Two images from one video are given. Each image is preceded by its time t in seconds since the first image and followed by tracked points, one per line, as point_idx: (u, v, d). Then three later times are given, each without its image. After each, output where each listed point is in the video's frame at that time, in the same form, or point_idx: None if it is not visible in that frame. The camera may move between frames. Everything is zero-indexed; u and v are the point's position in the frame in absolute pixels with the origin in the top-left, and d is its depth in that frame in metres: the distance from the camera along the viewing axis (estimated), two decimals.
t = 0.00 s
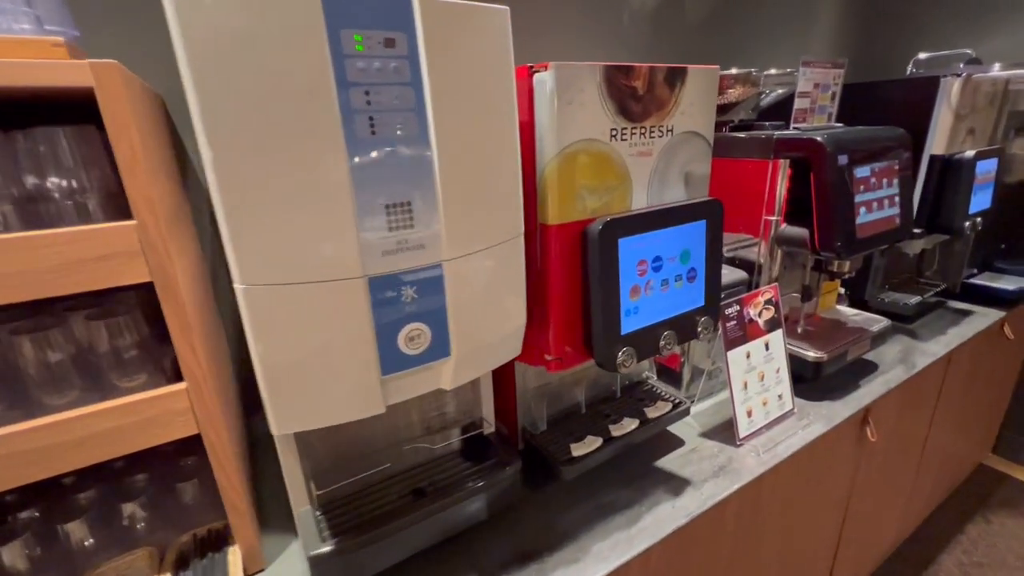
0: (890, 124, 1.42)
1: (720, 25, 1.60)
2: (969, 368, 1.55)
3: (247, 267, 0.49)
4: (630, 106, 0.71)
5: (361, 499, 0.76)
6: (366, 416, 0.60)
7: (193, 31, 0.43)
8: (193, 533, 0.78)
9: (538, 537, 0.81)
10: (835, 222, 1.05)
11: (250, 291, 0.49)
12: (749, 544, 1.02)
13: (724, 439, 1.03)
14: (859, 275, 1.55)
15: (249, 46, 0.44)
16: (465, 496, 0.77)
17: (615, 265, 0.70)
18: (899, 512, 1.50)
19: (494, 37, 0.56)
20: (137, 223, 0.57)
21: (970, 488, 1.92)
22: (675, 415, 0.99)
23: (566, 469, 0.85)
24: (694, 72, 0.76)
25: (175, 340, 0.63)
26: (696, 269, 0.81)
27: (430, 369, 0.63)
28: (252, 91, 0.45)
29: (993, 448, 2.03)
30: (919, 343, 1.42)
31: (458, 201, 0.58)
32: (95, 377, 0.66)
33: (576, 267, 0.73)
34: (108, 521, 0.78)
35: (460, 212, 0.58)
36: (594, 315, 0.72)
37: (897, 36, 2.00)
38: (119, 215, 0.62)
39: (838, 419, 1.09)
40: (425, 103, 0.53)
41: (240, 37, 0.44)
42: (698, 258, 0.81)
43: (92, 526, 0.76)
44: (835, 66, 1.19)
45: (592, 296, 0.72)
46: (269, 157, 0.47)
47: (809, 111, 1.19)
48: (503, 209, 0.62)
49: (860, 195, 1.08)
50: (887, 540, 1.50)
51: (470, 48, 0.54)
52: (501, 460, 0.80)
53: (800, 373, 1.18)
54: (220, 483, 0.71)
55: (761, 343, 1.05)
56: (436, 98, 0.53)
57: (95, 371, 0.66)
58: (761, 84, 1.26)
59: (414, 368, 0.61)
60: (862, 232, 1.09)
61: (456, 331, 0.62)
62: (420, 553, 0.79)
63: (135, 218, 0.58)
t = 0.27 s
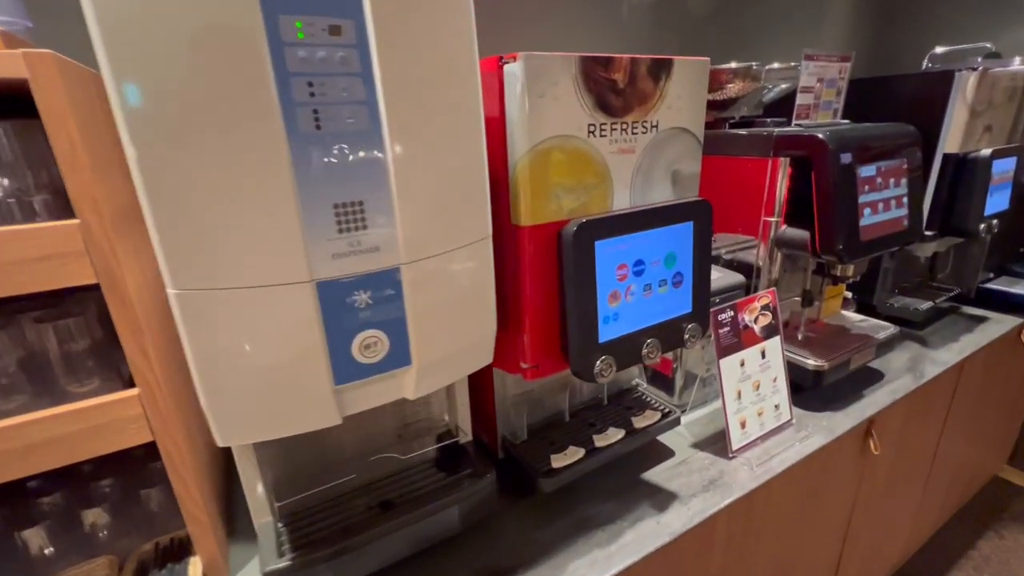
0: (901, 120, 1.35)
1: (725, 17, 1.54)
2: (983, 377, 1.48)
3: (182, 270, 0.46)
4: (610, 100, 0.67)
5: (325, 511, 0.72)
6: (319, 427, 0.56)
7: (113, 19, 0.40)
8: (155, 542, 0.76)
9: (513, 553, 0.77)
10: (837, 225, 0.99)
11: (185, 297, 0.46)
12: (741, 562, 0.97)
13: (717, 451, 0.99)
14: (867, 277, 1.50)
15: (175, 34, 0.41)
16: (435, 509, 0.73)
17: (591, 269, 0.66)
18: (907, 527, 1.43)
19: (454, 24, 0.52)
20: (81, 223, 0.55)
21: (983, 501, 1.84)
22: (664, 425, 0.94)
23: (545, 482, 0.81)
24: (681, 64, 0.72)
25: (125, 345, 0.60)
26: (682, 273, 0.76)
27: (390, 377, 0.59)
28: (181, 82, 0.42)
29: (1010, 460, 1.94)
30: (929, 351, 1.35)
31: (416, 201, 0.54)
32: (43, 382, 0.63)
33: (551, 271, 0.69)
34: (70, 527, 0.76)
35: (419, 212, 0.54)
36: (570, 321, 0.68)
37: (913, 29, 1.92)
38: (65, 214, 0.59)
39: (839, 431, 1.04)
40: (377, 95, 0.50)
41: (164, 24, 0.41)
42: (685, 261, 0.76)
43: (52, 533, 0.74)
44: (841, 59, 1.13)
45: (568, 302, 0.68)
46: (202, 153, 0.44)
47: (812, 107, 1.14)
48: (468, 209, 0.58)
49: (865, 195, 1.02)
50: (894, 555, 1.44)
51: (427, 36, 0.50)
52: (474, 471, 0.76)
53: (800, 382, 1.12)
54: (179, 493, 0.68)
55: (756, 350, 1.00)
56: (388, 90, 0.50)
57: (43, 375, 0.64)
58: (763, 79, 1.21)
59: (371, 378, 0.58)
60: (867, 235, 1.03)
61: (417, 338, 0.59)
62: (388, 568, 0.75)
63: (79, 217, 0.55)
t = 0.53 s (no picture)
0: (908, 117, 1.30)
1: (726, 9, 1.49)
2: (993, 385, 1.42)
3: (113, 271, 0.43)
4: (585, 92, 0.63)
5: (289, 521, 0.69)
6: (269, 436, 0.54)
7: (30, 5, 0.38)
8: (116, 550, 0.76)
9: (485, 567, 0.74)
10: (835, 226, 0.94)
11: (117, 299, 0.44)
12: None
13: (706, 461, 0.95)
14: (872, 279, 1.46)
15: (96, 20, 0.39)
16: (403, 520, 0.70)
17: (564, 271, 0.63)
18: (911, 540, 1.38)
19: (410, 8, 0.49)
20: (24, 221, 0.52)
21: (994, 513, 1.77)
22: (651, 434, 0.90)
23: (522, 492, 0.78)
24: (664, 55, 0.68)
25: (76, 348, 0.58)
26: (665, 275, 0.73)
27: (346, 384, 0.56)
28: (110, 72, 0.40)
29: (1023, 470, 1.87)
30: (936, 357, 1.30)
31: (370, 198, 0.51)
32: None
33: (524, 273, 0.65)
34: (33, 532, 0.74)
35: (373, 211, 0.51)
36: (543, 326, 0.65)
37: (925, 22, 1.85)
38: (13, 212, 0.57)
39: (836, 441, 0.99)
40: (324, 85, 0.47)
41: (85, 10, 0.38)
42: (668, 263, 0.72)
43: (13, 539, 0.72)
44: (841, 53, 1.09)
45: (541, 306, 0.64)
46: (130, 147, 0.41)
47: (813, 102, 1.09)
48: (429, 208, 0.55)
49: (866, 194, 0.98)
50: (897, 569, 1.39)
51: (377, 21, 0.47)
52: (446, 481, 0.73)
53: (797, 389, 1.08)
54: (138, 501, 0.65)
55: (749, 356, 0.96)
56: (335, 79, 0.46)
57: None
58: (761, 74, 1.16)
59: (327, 385, 0.55)
60: (868, 236, 0.98)
61: (375, 344, 0.56)
62: None
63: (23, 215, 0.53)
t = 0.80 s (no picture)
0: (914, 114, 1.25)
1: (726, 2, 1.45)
2: (1000, 392, 1.37)
3: (48, 273, 0.41)
4: (561, 86, 0.60)
5: (256, 530, 0.67)
6: (223, 445, 0.52)
7: None
8: (84, 555, 0.75)
9: None
10: (832, 226, 0.91)
11: (53, 302, 0.42)
12: None
13: (695, 470, 0.92)
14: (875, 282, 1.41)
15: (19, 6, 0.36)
16: (373, 530, 0.68)
17: (538, 274, 0.60)
18: (913, 550, 1.34)
19: None
20: None
21: (1000, 522, 1.73)
22: (637, 442, 0.88)
23: (500, 501, 0.76)
24: (646, 48, 0.65)
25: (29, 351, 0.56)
26: (647, 278, 0.70)
27: (306, 392, 0.54)
28: (38, 63, 0.37)
29: None
30: (941, 363, 1.26)
31: (325, 196, 0.48)
32: None
33: (497, 275, 0.63)
34: None
35: (329, 209, 0.49)
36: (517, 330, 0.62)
37: (934, 16, 1.79)
38: None
39: (832, 450, 0.96)
40: (272, 76, 0.44)
41: None
42: (651, 265, 0.69)
43: None
44: (842, 47, 1.05)
45: (514, 310, 0.62)
46: (59, 142, 0.39)
47: (811, 98, 1.05)
48: (390, 206, 0.53)
49: (865, 194, 0.94)
50: None
51: (329, 10, 0.45)
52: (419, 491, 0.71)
53: (792, 395, 1.04)
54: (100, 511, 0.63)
55: (742, 361, 0.93)
56: (284, 70, 0.44)
57: None
58: (760, 68, 1.11)
59: (285, 392, 0.53)
60: (867, 238, 0.94)
61: (334, 350, 0.53)
62: None
63: None
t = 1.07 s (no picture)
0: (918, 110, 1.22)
1: None
2: (1007, 398, 1.33)
3: None
4: (539, 77, 0.58)
5: (225, 539, 0.65)
6: (178, 452, 0.49)
7: None
8: (52, 563, 0.73)
9: None
10: (831, 226, 0.87)
11: None
12: None
13: (686, 478, 0.88)
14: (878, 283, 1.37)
15: None
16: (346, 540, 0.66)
17: (514, 275, 0.57)
18: (916, 561, 1.30)
19: None
20: None
21: (1008, 531, 1.68)
22: (626, 449, 0.84)
23: (480, 510, 0.73)
24: (630, 38, 0.62)
25: None
26: (632, 279, 0.67)
27: (267, 398, 0.52)
28: None
29: None
30: (946, 368, 1.21)
31: (281, 191, 0.46)
32: None
33: (473, 276, 0.60)
34: None
35: (286, 206, 0.46)
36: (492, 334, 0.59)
37: (941, 12, 1.75)
38: None
39: (830, 458, 0.92)
40: (222, 64, 0.42)
41: None
42: (635, 266, 0.66)
43: None
44: (842, 40, 1.02)
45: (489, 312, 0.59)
46: None
47: (811, 93, 1.02)
48: (354, 204, 0.50)
49: (866, 192, 0.90)
50: None
51: None
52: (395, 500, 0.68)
53: (789, 401, 1.01)
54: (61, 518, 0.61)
55: (735, 365, 0.89)
56: (234, 59, 0.42)
57: None
58: (757, 62, 1.08)
59: (245, 398, 0.50)
60: (867, 238, 0.91)
61: (296, 354, 0.51)
62: None
63: None
